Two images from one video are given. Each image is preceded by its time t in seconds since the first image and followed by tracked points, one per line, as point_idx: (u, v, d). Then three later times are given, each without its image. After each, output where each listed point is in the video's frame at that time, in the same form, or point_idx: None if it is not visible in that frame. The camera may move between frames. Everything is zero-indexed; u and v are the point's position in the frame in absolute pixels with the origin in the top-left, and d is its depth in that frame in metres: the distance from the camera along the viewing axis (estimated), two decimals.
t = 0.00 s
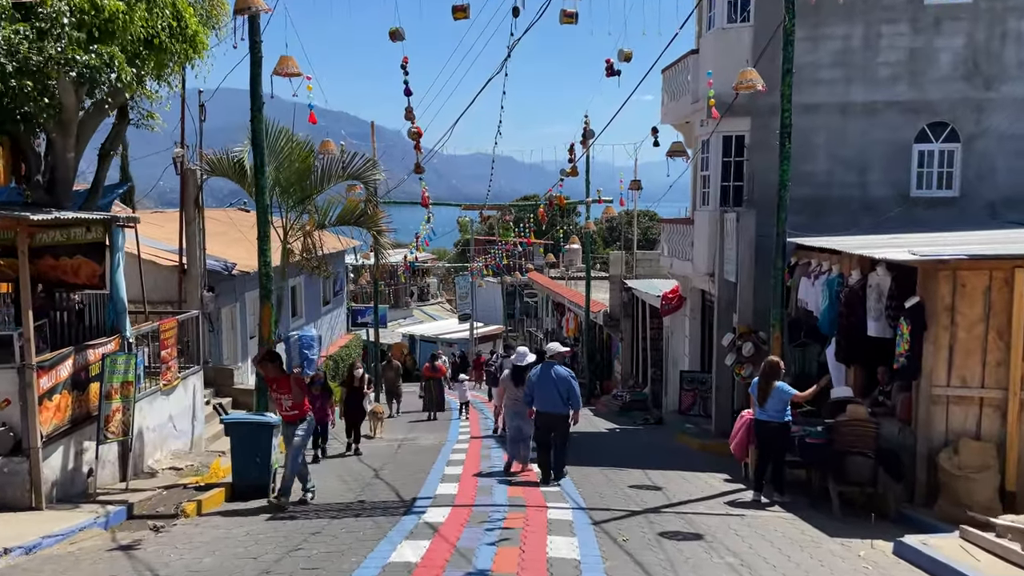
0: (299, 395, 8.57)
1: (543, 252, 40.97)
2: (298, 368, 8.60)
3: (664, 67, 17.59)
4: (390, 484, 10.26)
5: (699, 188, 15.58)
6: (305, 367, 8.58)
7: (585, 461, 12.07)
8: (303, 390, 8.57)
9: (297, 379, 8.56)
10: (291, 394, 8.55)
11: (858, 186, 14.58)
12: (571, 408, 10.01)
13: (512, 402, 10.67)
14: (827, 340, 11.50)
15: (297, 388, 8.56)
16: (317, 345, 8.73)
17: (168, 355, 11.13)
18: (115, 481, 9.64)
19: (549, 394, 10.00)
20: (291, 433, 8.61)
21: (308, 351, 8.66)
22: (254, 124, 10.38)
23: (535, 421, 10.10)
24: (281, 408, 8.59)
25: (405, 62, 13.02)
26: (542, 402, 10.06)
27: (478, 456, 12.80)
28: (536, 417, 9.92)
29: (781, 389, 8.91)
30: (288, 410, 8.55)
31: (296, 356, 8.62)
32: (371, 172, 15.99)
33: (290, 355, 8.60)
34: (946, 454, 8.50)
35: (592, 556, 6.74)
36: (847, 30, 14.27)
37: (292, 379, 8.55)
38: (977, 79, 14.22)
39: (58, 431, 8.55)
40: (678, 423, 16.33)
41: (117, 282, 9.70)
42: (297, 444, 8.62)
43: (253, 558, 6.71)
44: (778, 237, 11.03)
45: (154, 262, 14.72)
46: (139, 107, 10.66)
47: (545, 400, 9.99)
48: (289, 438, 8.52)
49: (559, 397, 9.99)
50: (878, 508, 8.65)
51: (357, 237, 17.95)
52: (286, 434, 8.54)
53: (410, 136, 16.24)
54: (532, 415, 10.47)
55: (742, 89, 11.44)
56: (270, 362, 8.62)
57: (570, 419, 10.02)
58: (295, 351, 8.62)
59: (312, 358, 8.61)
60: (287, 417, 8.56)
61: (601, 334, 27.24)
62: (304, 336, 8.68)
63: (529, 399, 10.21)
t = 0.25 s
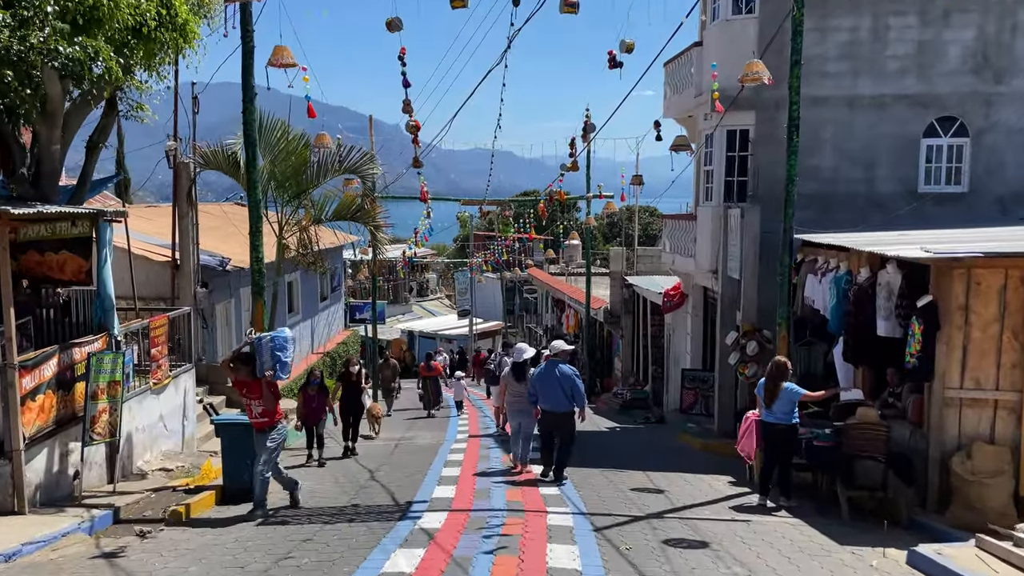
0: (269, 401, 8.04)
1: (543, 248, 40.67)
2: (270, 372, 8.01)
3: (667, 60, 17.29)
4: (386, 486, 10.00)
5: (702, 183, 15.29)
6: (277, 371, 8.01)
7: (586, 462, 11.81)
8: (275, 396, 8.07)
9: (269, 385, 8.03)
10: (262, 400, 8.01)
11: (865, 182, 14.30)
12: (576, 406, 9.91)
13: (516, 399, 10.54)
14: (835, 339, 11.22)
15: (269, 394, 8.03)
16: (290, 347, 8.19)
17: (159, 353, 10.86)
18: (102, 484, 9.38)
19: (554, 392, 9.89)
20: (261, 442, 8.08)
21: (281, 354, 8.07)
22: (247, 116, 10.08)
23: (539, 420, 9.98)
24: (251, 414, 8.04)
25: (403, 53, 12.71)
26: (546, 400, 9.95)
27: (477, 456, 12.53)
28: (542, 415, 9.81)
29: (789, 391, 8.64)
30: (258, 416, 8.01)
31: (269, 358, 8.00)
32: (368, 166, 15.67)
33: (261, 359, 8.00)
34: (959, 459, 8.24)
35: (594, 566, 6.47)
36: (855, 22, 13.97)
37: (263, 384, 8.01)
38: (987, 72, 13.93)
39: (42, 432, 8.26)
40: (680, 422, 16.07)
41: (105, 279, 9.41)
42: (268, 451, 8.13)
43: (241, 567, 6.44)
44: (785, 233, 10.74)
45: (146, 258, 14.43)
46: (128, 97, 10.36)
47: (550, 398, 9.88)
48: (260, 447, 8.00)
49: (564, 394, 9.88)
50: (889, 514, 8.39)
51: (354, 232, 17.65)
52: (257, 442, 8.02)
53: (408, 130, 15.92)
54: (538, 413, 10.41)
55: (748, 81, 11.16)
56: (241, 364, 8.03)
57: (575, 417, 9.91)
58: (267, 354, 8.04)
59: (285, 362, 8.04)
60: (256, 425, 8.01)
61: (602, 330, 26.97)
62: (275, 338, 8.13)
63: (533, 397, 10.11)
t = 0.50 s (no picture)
0: (235, 390, 7.60)
1: (544, 241, 40.39)
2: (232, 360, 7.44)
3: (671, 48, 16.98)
4: (383, 482, 9.74)
5: (707, 173, 15.00)
6: (241, 359, 7.44)
7: (588, 458, 11.55)
8: (241, 384, 7.62)
9: (233, 373, 7.59)
10: (228, 389, 7.60)
11: (873, 172, 14.00)
12: (580, 400, 9.71)
13: (516, 394, 10.48)
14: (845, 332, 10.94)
15: (233, 383, 7.59)
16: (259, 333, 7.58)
17: (151, 345, 10.60)
18: (90, 479, 9.12)
19: (557, 386, 9.68)
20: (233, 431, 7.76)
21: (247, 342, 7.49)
22: (240, 100, 9.78)
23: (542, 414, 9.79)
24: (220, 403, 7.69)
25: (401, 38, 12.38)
26: (550, 394, 9.75)
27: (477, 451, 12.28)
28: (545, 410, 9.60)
29: (800, 386, 8.35)
30: (226, 406, 7.65)
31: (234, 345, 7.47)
32: (366, 156, 15.37)
33: (227, 346, 7.50)
34: (976, 456, 7.96)
35: (598, 567, 6.21)
36: (864, 8, 13.66)
37: (227, 372, 7.58)
38: (999, 60, 13.62)
39: (27, 426, 8.00)
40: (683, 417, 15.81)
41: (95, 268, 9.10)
42: (251, 443, 7.84)
43: (229, 568, 6.18)
44: (794, 223, 10.45)
45: (140, 248, 14.17)
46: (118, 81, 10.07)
47: (554, 393, 9.67)
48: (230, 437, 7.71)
49: (567, 388, 9.68)
50: (903, 512, 8.12)
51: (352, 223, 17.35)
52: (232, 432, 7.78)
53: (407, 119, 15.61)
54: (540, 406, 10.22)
55: (756, 67, 10.86)
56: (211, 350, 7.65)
57: (578, 411, 9.72)
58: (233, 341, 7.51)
59: (250, 350, 7.45)
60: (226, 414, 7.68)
61: (603, 323, 26.71)
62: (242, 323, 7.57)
63: (536, 390, 9.92)
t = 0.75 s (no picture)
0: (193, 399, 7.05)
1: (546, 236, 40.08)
2: (184, 364, 6.96)
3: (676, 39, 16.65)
4: (380, 484, 9.45)
5: (713, 167, 14.68)
6: (192, 366, 6.96)
7: (590, 458, 11.26)
8: (196, 391, 7.03)
9: (184, 380, 7.02)
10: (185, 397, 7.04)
11: (884, 166, 13.67)
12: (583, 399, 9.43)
13: (517, 390, 10.17)
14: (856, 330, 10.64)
15: (189, 391, 7.03)
16: (216, 337, 7.05)
17: (141, 342, 10.31)
18: (78, 481, 8.82)
19: (560, 384, 9.40)
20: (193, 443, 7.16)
21: (202, 346, 6.98)
22: (233, 89, 9.47)
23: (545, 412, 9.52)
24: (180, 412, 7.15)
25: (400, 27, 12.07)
26: (553, 392, 9.48)
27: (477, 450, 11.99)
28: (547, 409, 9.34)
29: (811, 386, 8.05)
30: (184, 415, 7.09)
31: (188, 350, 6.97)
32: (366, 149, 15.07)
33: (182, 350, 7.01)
34: (995, 460, 7.67)
35: None
36: None
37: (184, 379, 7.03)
38: (1013, 51, 13.29)
39: (10, 427, 7.68)
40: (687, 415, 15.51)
41: (82, 263, 8.80)
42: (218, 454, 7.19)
43: None
44: (805, 218, 10.14)
45: (133, 242, 13.86)
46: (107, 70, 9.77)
47: (556, 391, 9.40)
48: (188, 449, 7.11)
49: (570, 387, 9.39)
50: (919, 518, 7.82)
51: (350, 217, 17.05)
52: (191, 444, 7.15)
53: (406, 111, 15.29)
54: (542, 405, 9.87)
55: (765, 56, 10.53)
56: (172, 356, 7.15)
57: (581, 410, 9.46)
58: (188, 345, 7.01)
59: (201, 355, 6.94)
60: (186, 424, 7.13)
61: (605, 320, 26.42)
62: (198, 326, 7.05)
63: (539, 389, 9.64)
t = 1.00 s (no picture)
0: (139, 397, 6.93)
1: (546, 232, 39.80)
2: (129, 361, 6.90)
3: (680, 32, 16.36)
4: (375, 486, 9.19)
5: (717, 162, 14.39)
6: (137, 361, 6.88)
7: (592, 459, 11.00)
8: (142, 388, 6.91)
9: (132, 378, 6.92)
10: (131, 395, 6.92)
11: (892, 160, 13.38)
12: (587, 398, 9.18)
13: (522, 390, 9.91)
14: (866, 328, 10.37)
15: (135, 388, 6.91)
16: (161, 332, 6.98)
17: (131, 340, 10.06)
18: (65, 483, 8.56)
19: (564, 383, 9.14)
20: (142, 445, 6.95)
21: (146, 341, 6.91)
22: (223, 80, 9.18)
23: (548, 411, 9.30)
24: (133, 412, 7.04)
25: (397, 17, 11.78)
26: (556, 390, 9.23)
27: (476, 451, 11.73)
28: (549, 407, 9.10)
29: (821, 386, 7.77)
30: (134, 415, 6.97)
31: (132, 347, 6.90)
32: (364, 142, 14.79)
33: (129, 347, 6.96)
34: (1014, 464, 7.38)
35: None
36: None
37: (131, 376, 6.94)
38: None
39: None
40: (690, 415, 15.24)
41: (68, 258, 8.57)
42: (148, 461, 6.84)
43: None
44: (814, 213, 9.85)
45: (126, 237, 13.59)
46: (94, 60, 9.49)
47: (560, 390, 9.15)
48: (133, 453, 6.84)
49: (575, 385, 9.13)
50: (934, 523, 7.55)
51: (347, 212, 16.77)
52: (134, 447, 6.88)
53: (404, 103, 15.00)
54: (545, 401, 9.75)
55: (772, 46, 10.24)
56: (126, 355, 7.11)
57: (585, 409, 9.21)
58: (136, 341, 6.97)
59: (144, 349, 6.86)
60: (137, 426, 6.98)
61: (607, 316, 26.14)
62: (146, 322, 7.01)
63: (543, 387, 9.39)
